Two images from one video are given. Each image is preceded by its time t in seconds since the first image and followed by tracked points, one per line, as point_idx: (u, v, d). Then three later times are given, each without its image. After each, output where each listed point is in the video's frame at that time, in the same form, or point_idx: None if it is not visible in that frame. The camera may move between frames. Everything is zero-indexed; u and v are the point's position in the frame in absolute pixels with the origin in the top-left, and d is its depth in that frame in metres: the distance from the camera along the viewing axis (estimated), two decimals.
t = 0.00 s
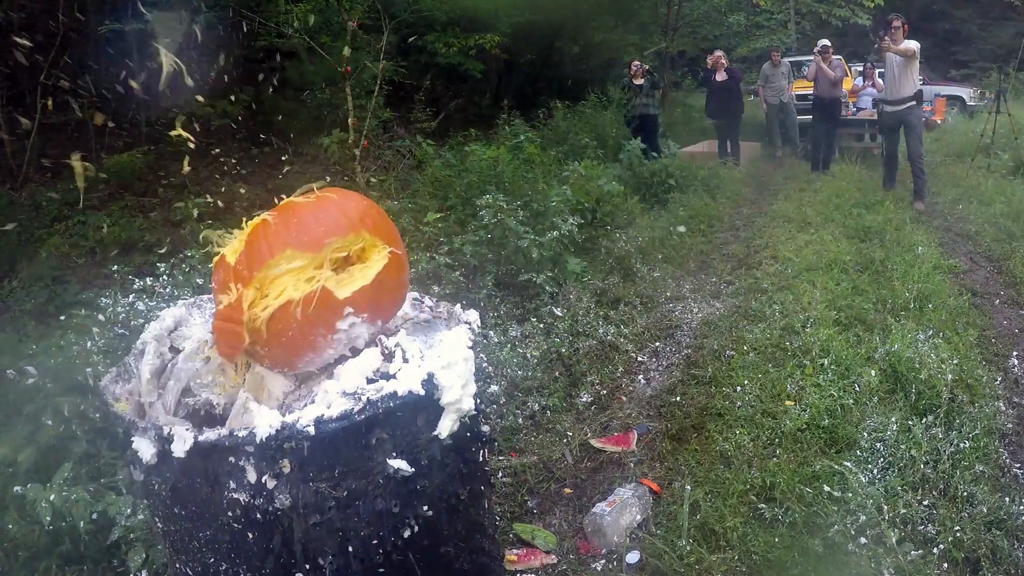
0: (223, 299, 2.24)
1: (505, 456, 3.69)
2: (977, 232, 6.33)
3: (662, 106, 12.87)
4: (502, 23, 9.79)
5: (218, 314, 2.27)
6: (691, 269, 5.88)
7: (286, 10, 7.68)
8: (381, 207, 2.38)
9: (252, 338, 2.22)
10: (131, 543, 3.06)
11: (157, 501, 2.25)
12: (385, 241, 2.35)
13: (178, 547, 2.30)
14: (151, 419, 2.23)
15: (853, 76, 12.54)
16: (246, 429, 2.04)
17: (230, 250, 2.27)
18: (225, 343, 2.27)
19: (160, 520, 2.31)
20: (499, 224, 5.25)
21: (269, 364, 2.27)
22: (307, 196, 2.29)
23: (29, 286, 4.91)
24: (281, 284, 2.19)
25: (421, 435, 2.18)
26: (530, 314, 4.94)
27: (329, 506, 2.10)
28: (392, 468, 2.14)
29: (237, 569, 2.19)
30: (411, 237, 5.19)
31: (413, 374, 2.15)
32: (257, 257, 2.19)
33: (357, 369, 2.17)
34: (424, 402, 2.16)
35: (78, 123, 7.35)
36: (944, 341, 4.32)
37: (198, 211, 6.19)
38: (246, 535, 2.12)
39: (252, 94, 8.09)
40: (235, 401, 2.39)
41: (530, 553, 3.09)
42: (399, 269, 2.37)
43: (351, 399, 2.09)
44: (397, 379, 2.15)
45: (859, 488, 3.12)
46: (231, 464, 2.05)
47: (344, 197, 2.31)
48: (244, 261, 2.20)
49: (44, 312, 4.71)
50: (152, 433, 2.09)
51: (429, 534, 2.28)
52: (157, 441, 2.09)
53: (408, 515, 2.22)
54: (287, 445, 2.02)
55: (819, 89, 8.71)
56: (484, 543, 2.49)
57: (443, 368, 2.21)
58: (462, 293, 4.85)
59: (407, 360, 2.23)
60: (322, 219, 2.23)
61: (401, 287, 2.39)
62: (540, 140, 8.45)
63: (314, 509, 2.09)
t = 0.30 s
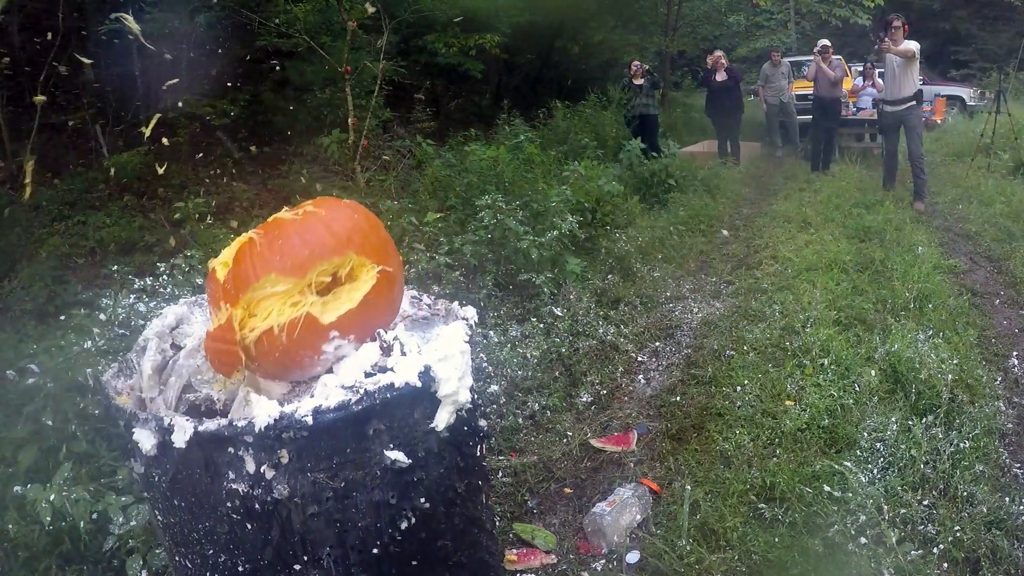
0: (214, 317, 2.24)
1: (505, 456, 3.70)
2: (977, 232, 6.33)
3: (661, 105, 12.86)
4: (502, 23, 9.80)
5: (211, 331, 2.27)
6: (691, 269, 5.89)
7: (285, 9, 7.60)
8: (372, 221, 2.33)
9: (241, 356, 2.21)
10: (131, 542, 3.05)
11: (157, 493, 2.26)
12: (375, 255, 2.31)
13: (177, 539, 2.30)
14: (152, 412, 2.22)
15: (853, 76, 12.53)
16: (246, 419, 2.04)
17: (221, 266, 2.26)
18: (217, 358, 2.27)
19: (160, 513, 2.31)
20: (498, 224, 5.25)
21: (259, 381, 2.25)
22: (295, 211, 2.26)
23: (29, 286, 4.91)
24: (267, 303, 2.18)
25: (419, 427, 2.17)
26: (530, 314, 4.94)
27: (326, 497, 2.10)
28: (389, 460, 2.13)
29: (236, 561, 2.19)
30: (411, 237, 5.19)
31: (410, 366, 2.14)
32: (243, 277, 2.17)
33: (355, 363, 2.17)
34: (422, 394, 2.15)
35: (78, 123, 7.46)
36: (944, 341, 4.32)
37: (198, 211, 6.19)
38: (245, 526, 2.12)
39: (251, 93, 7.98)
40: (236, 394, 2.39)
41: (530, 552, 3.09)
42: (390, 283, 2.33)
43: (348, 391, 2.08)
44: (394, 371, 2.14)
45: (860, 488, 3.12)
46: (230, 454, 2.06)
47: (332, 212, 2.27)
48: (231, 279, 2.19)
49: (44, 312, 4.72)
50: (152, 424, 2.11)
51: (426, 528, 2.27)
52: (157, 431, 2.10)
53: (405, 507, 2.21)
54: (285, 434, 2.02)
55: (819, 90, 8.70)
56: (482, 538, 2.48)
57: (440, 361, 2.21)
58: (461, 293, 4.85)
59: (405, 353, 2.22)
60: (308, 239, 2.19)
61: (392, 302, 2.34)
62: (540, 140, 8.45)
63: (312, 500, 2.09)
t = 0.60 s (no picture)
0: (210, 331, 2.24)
1: (505, 456, 3.70)
2: (977, 232, 6.33)
3: (661, 105, 12.87)
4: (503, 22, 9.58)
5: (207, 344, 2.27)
6: (691, 269, 5.89)
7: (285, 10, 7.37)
8: (368, 237, 2.31)
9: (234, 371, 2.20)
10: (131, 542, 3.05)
11: (155, 492, 2.25)
12: (370, 272, 2.28)
13: (175, 538, 2.30)
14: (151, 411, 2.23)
15: (853, 76, 12.53)
16: (242, 417, 2.04)
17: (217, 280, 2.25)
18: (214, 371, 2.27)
19: (157, 511, 2.31)
20: (498, 225, 5.25)
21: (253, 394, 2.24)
22: (291, 227, 2.26)
23: (29, 286, 4.91)
24: (259, 318, 2.17)
25: (415, 425, 2.17)
26: (530, 314, 4.94)
27: (323, 495, 2.09)
28: (386, 458, 2.13)
29: (233, 560, 2.19)
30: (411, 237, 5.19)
31: (407, 363, 2.13)
32: (237, 294, 2.17)
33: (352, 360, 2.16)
34: (418, 392, 2.15)
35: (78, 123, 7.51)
36: (944, 341, 4.32)
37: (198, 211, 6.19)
38: (242, 525, 2.12)
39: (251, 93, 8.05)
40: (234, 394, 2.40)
41: (530, 552, 3.09)
42: (384, 300, 2.29)
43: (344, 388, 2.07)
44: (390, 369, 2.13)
45: (860, 488, 3.12)
46: (227, 452, 2.05)
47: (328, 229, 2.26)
48: (224, 294, 2.19)
49: (45, 312, 4.73)
50: (150, 422, 2.11)
51: (423, 527, 2.27)
52: (155, 429, 2.10)
53: (402, 506, 2.20)
54: (282, 432, 2.02)
55: (819, 89, 8.70)
56: (480, 537, 2.48)
57: (436, 358, 2.20)
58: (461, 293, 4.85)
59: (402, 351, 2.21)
60: (302, 257, 2.18)
61: (387, 319, 2.31)
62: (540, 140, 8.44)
63: (309, 498, 2.09)
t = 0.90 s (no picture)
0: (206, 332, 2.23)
1: (505, 456, 3.70)
2: (977, 232, 6.33)
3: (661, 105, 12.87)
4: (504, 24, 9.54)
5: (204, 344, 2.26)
6: (691, 269, 5.89)
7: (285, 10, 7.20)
8: (365, 239, 2.30)
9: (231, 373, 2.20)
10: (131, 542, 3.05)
11: (154, 496, 2.25)
12: (367, 275, 2.27)
13: (174, 543, 2.30)
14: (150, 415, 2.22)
15: (853, 76, 12.53)
16: (241, 423, 2.03)
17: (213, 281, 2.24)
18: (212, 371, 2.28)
19: (156, 516, 2.31)
20: (498, 225, 5.25)
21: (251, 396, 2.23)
22: (287, 228, 2.25)
23: (29, 286, 4.91)
24: (254, 320, 2.16)
25: (415, 430, 2.16)
26: (530, 314, 4.93)
27: (323, 502, 2.09)
28: (386, 464, 2.13)
29: (233, 565, 2.19)
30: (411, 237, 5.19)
31: (407, 368, 2.12)
32: (233, 295, 2.16)
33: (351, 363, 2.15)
34: (418, 397, 2.14)
35: (78, 122, 7.53)
36: (944, 341, 4.32)
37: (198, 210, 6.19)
38: (242, 531, 2.12)
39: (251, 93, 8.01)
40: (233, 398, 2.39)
41: (530, 552, 3.08)
42: (382, 303, 2.29)
43: (344, 394, 2.06)
44: (390, 374, 2.12)
45: (860, 488, 3.11)
46: (226, 458, 2.05)
47: (324, 230, 2.24)
48: (220, 296, 2.18)
49: (45, 311, 4.73)
50: (149, 428, 2.10)
51: (424, 532, 2.27)
52: (154, 435, 2.10)
53: (402, 511, 2.20)
54: (281, 438, 2.02)
55: (819, 89, 8.69)
56: (481, 540, 2.48)
57: (437, 363, 2.20)
58: (461, 293, 4.85)
59: (402, 355, 2.20)
60: (297, 259, 2.17)
61: (385, 322, 2.30)
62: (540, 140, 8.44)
63: (309, 504, 2.09)
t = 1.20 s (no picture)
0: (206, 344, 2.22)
1: (505, 455, 3.70)
2: (977, 232, 6.33)
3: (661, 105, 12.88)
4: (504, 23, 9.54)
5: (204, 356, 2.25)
6: (691, 269, 5.90)
7: (285, 10, 7.07)
8: (365, 248, 2.30)
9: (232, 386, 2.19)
10: (132, 542, 3.06)
11: (152, 511, 2.25)
12: (368, 285, 2.27)
13: (175, 558, 2.30)
14: (145, 429, 2.20)
15: (853, 75, 12.54)
16: (242, 444, 2.02)
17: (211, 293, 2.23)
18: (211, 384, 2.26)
19: (157, 532, 2.31)
20: (498, 225, 5.26)
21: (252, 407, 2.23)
22: (285, 238, 2.24)
23: (29, 286, 4.91)
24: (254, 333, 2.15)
25: (421, 446, 2.16)
26: (530, 314, 4.93)
27: (327, 520, 2.09)
28: (391, 481, 2.13)
29: None
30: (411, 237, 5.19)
31: (413, 385, 2.11)
32: (233, 307, 2.15)
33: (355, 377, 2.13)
34: (424, 413, 2.14)
35: (78, 122, 7.54)
36: (944, 341, 4.32)
37: (198, 210, 6.19)
38: (244, 549, 2.13)
39: (252, 93, 8.01)
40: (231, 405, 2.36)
41: (530, 552, 3.09)
42: (383, 314, 2.30)
43: (348, 412, 2.05)
44: (396, 389, 2.10)
45: (860, 488, 3.12)
46: (228, 478, 2.04)
47: (324, 240, 2.25)
48: (218, 308, 2.17)
49: (44, 311, 4.73)
50: (146, 447, 2.09)
51: (429, 546, 2.27)
52: (152, 455, 2.09)
53: (407, 527, 2.21)
54: (284, 459, 2.01)
55: (819, 89, 8.70)
56: (485, 549, 2.49)
57: (443, 378, 2.18)
58: (461, 293, 4.85)
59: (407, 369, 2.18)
60: (298, 270, 2.16)
61: (386, 332, 2.30)
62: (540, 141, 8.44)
63: (312, 523, 2.09)
